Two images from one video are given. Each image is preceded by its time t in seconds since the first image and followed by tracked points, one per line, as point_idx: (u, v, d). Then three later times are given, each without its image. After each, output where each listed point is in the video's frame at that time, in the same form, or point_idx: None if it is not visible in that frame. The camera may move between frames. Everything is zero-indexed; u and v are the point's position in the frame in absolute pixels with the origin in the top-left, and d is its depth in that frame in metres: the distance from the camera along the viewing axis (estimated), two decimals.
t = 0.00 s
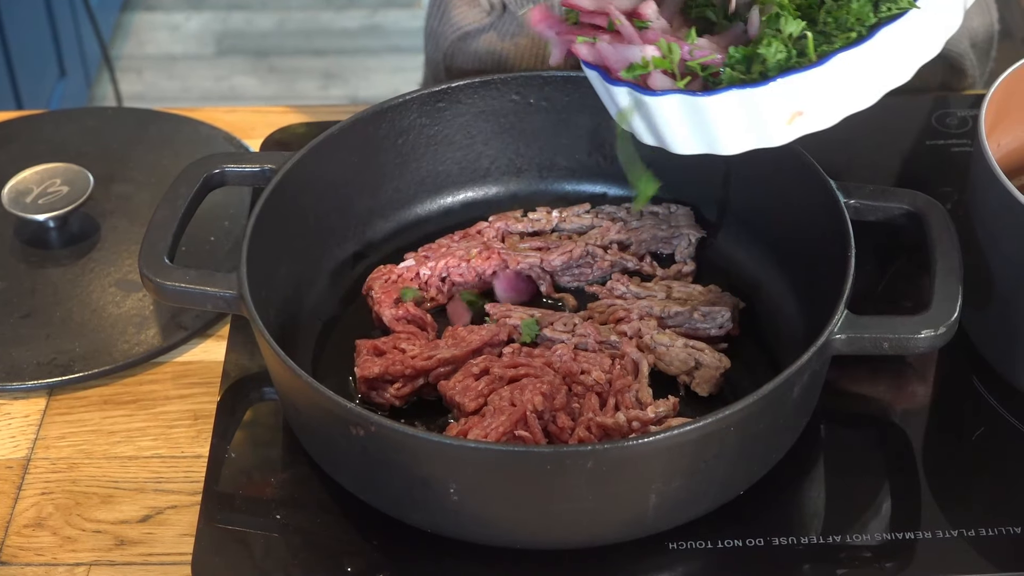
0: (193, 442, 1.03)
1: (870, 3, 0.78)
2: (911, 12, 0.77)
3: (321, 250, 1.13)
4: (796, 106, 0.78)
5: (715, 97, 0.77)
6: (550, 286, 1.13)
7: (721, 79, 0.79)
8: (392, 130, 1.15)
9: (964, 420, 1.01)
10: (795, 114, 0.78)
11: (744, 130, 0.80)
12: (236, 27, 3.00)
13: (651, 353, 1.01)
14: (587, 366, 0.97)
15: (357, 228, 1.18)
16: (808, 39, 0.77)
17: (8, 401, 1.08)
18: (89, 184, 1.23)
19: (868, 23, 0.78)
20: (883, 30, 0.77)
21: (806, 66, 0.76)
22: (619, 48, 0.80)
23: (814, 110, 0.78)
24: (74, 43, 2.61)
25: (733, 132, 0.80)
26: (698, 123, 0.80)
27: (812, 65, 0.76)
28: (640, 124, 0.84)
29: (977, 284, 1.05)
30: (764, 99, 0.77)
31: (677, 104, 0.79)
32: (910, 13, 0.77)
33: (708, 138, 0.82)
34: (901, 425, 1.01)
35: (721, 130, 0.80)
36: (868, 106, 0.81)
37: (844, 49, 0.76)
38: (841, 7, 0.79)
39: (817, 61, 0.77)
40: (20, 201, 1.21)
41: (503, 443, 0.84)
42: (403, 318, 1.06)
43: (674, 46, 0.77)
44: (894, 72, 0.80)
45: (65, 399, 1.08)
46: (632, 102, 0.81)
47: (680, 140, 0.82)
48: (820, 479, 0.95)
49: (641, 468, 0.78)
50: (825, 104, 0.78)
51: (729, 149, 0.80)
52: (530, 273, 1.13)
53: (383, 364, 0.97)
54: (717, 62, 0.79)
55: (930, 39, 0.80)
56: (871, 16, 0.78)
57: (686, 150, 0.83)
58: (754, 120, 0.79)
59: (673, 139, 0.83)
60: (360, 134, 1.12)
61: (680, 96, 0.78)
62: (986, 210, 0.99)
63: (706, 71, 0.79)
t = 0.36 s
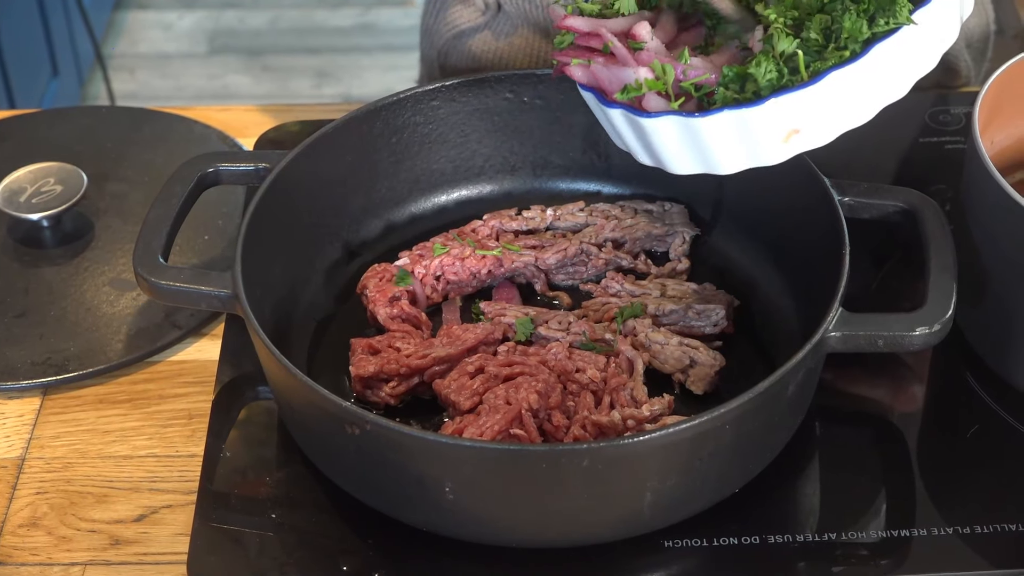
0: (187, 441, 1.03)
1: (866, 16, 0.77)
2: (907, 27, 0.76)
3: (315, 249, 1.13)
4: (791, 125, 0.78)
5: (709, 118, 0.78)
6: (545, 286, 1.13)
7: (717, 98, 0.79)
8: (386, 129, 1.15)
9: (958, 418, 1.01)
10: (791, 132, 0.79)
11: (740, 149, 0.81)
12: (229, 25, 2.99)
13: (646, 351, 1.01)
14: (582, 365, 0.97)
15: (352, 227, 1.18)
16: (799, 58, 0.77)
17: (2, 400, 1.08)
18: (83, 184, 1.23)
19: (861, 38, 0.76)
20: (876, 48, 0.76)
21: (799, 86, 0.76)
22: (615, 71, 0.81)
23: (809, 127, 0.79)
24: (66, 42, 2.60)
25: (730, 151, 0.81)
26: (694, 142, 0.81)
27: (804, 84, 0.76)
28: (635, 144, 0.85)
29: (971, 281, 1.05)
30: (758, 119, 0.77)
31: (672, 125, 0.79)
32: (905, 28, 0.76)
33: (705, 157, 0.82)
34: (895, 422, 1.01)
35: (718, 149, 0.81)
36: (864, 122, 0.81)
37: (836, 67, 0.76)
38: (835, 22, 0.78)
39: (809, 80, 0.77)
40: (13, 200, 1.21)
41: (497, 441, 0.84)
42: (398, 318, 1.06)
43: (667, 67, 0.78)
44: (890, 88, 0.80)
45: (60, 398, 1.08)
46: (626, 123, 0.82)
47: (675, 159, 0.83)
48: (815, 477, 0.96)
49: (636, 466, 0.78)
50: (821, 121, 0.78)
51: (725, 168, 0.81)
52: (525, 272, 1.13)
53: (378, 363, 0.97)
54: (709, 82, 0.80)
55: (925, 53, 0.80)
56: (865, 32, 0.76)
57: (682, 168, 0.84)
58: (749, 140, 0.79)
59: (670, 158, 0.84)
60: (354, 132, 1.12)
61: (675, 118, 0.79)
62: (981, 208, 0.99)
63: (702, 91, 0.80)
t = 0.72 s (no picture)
0: (201, 441, 1.03)
1: (864, 39, 0.76)
2: (902, 51, 0.76)
3: (330, 249, 1.13)
4: (784, 144, 0.78)
5: (706, 135, 0.78)
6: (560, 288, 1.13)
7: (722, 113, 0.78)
8: (401, 131, 1.15)
9: (973, 423, 1.01)
10: (785, 151, 0.79)
11: (735, 167, 0.81)
12: (235, 26, 3.00)
13: (662, 354, 1.01)
14: (598, 368, 0.97)
15: (366, 228, 1.18)
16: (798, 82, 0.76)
17: (16, 399, 1.08)
18: (96, 183, 1.23)
19: (858, 63, 0.76)
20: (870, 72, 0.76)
21: (794, 107, 0.77)
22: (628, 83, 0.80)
23: (803, 147, 0.79)
24: (73, 41, 2.60)
25: (724, 168, 0.81)
26: (690, 157, 0.82)
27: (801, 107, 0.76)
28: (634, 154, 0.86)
29: (987, 287, 1.05)
30: (754, 137, 0.78)
31: (670, 139, 0.80)
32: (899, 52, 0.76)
33: (701, 172, 0.83)
34: (910, 427, 1.01)
35: (714, 166, 0.81)
36: (859, 141, 0.81)
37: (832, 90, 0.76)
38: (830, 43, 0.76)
39: (806, 102, 0.77)
40: (28, 199, 1.21)
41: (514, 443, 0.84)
42: (414, 319, 1.06)
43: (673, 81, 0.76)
44: (886, 108, 0.80)
45: (73, 397, 1.08)
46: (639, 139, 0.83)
47: (671, 172, 0.83)
48: (829, 481, 0.96)
49: (654, 469, 0.78)
50: (815, 142, 0.79)
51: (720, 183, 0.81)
52: (540, 274, 1.14)
53: (394, 364, 0.97)
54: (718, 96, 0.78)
55: (922, 74, 0.80)
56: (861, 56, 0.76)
57: (679, 181, 0.85)
58: (743, 159, 0.80)
59: (667, 172, 0.84)
60: (370, 134, 1.12)
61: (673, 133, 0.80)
62: (998, 214, 1.00)
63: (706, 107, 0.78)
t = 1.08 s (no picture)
0: (208, 441, 1.03)
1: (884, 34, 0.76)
2: (924, 45, 0.76)
3: (337, 250, 1.13)
4: (807, 141, 0.78)
5: (728, 134, 0.78)
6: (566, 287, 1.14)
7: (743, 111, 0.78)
8: (409, 132, 1.16)
9: (980, 425, 1.01)
10: (808, 148, 0.79)
11: (758, 165, 0.81)
12: (239, 27, 3.00)
13: (669, 356, 1.01)
14: (606, 369, 0.98)
15: (373, 229, 1.18)
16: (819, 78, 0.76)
17: (22, 399, 1.08)
18: (103, 183, 1.23)
19: (879, 57, 0.76)
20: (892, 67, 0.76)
21: (817, 104, 0.76)
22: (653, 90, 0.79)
23: (826, 144, 0.79)
24: (78, 42, 2.61)
25: (747, 166, 0.81)
26: (711, 158, 0.81)
27: (822, 102, 0.76)
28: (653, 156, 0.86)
29: (994, 289, 1.05)
30: (776, 135, 0.77)
31: (691, 140, 0.80)
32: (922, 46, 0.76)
33: (722, 172, 0.83)
34: (916, 429, 1.01)
35: (736, 165, 0.81)
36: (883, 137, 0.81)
37: (853, 87, 0.76)
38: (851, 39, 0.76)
39: (827, 97, 0.77)
40: (34, 199, 1.21)
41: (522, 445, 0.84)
42: (421, 320, 1.06)
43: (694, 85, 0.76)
44: (909, 104, 0.80)
45: (80, 397, 1.08)
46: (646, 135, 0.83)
47: (694, 173, 0.83)
48: (836, 483, 0.96)
49: (662, 470, 0.77)
50: (839, 138, 0.79)
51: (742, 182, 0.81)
52: (547, 276, 1.14)
53: (401, 365, 0.97)
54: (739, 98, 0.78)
55: (944, 68, 0.79)
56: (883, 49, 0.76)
57: (700, 181, 0.85)
58: (767, 156, 0.80)
59: (688, 172, 0.84)
60: (378, 135, 1.12)
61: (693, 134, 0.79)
62: (1007, 217, 1.00)
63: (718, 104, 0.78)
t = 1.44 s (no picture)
0: (216, 440, 1.03)
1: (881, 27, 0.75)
2: (921, 39, 0.75)
3: (345, 250, 1.13)
4: (801, 133, 0.77)
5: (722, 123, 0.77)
6: (577, 287, 1.10)
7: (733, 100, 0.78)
8: (417, 131, 1.15)
9: (989, 427, 1.01)
10: (802, 140, 0.77)
11: (751, 156, 0.80)
12: (247, 25, 3.00)
13: (678, 356, 1.01)
14: (615, 369, 0.98)
15: (382, 228, 1.18)
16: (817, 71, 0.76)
17: (31, 398, 1.08)
18: (112, 182, 1.23)
19: (875, 50, 0.75)
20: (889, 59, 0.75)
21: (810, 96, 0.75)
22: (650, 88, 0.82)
23: (820, 136, 0.77)
24: (86, 40, 2.61)
25: (740, 157, 0.80)
26: (705, 147, 0.81)
27: (815, 94, 0.75)
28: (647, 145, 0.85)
29: (1005, 290, 1.05)
30: (769, 126, 0.77)
31: (685, 128, 0.80)
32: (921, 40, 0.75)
33: (716, 162, 0.82)
34: (926, 430, 1.00)
35: (730, 155, 0.80)
36: (879, 131, 0.79)
37: (848, 78, 0.75)
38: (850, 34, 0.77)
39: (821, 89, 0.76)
40: (43, 198, 1.21)
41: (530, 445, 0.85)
42: (429, 320, 1.06)
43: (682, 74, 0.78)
44: (907, 97, 0.77)
45: (88, 396, 1.08)
46: (642, 126, 0.83)
47: (687, 162, 0.82)
48: (846, 484, 0.95)
49: (672, 471, 0.77)
50: (834, 131, 0.77)
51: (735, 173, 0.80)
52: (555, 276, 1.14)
53: (410, 365, 0.98)
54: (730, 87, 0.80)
55: (944, 61, 0.77)
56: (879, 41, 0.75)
57: (693, 171, 0.84)
58: (760, 147, 0.79)
59: (682, 162, 0.84)
60: (387, 135, 1.12)
61: (686, 122, 0.79)
62: (1018, 218, 0.99)
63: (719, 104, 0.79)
